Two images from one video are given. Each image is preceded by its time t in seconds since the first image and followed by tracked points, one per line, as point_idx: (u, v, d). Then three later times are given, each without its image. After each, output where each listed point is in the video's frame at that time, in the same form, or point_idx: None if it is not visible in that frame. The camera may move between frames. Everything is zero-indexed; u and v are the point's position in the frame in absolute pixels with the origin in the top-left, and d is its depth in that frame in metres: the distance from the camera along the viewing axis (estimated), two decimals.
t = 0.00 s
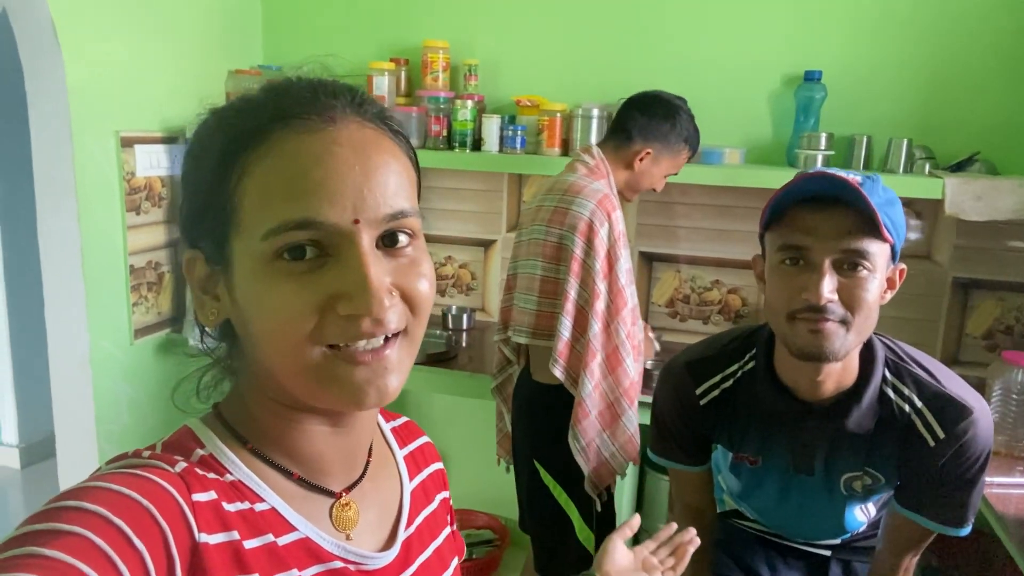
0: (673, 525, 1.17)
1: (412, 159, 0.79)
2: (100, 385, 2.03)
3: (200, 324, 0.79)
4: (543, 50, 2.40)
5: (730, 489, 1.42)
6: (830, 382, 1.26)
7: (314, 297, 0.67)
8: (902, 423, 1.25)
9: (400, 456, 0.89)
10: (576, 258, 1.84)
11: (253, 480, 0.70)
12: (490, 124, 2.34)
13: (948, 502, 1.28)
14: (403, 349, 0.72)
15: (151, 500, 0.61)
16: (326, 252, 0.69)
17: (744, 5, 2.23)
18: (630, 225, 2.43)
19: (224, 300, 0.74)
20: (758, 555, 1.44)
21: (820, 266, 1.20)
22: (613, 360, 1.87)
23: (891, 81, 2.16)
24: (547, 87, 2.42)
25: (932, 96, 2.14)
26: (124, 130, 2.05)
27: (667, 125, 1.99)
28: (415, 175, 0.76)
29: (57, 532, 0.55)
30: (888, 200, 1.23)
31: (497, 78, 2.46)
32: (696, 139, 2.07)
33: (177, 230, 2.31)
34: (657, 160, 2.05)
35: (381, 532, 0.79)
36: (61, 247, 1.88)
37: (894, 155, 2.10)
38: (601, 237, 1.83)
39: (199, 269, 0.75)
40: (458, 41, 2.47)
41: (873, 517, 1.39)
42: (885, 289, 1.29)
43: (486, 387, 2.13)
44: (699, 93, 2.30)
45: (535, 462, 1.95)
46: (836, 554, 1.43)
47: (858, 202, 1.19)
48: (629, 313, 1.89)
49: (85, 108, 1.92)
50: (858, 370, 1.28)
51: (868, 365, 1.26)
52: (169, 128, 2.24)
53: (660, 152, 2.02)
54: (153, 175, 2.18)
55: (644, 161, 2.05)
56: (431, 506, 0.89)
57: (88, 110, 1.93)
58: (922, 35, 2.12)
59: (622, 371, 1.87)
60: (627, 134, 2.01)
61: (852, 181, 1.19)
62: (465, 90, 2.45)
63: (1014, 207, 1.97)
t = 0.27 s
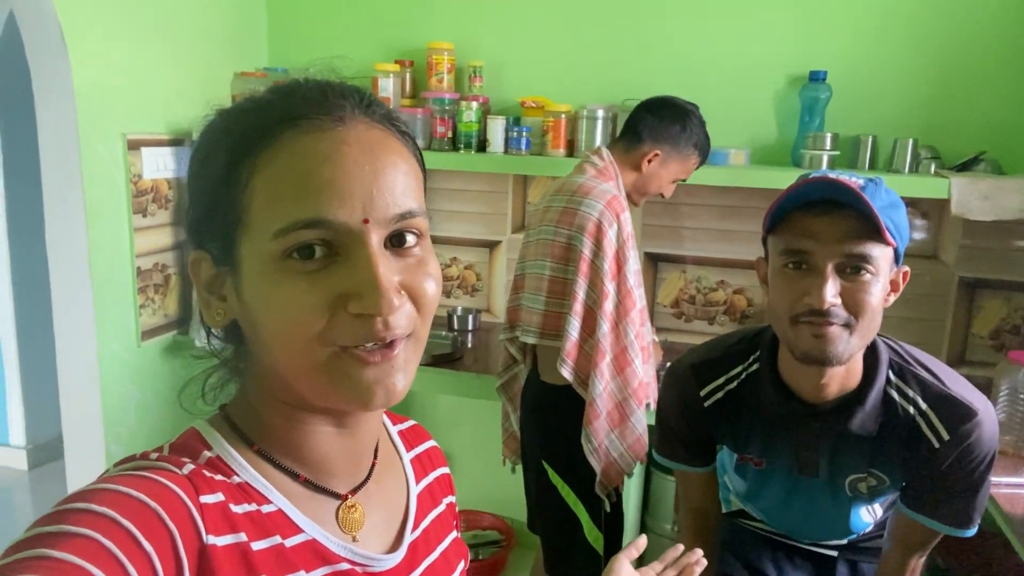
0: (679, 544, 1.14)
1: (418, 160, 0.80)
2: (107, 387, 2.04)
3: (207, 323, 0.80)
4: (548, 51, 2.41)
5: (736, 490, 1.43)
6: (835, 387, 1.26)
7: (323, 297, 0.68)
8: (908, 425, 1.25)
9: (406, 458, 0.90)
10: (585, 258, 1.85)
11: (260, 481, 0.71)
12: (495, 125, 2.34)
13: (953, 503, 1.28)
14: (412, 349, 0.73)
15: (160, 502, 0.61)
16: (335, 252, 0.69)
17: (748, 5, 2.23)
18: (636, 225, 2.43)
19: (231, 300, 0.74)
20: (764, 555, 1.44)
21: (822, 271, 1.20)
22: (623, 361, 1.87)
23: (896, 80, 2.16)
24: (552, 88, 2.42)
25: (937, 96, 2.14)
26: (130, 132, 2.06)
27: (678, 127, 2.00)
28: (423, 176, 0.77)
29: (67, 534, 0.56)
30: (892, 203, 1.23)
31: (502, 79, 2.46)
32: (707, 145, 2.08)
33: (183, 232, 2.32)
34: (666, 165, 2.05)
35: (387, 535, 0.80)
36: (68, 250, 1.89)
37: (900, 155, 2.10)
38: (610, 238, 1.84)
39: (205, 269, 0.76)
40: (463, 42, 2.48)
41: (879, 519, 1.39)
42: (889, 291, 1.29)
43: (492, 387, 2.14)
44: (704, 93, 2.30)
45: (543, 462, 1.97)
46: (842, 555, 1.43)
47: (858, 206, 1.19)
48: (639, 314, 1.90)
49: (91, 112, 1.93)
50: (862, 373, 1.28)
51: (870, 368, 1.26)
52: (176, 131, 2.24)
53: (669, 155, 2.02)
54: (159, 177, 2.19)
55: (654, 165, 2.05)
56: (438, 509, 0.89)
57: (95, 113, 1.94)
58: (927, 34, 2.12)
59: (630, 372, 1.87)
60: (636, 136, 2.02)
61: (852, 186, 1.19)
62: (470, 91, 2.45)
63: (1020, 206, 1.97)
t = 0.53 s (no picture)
0: (672, 534, 1.13)
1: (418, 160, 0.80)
2: (114, 389, 2.04)
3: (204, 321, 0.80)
4: (553, 52, 2.41)
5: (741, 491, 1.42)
6: (839, 383, 1.25)
7: (326, 296, 0.68)
8: (912, 424, 1.24)
9: (404, 457, 0.90)
10: (593, 259, 1.84)
11: (257, 480, 0.71)
12: (501, 126, 2.34)
13: (958, 503, 1.27)
14: (412, 348, 0.73)
15: (156, 501, 0.61)
16: (337, 251, 0.69)
17: (754, 4, 2.22)
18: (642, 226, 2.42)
19: (229, 298, 0.74)
20: (770, 556, 1.43)
21: (824, 270, 1.19)
22: (631, 363, 1.86)
23: (903, 79, 2.14)
24: (557, 89, 2.42)
25: (945, 94, 2.13)
26: (138, 134, 2.07)
27: (689, 128, 2.00)
28: (423, 176, 0.77)
29: (63, 533, 0.56)
30: (895, 200, 1.23)
31: (507, 80, 2.46)
32: (719, 147, 2.07)
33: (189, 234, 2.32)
34: (676, 167, 2.04)
35: (384, 532, 0.80)
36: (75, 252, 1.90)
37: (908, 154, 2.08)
38: (619, 239, 1.84)
39: (203, 266, 0.76)
40: (468, 43, 2.48)
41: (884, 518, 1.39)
42: (892, 289, 1.28)
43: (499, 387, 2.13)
44: (709, 93, 2.29)
45: (550, 462, 1.96)
46: (849, 556, 1.42)
47: (859, 205, 1.19)
48: (647, 315, 1.89)
49: (98, 114, 1.94)
50: (866, 371, 1.27)
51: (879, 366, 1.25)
52: (182, 133, 2.25)
53: (679, 157, 2.02)
54: (166, 179, 2.19)
55: (664, 167, 2.04)
56: (435, 507, 0.89)
57: (102, 116, 1.95)
58: (935, 32, 2.10)
59: (638, 374, 1.86)
60: (647, 138, 2.02)
61: (852, 185, 1.19)
62: (475, 92, 2.45)
63: None
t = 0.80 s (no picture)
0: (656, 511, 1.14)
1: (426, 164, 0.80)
2: (116, 390, 2.04)
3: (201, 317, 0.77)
4: (554, 51, 2.40)
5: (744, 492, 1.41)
6: (840, 382, 1.24)
7: (347, 294, 0.67)
8: (915, 424, 1.23)
9: (397, 458, 0.89)
10: (597, 260, 1.83)
11: (250, 481, 0.70)
12: (501, 126, 2.34)
13: (962, 504, 1.26)
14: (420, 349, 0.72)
15: (148, 502, 0.60)
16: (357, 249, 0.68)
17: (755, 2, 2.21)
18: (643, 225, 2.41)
19: (236, 295, 0.72)
20: (775, 559, 1.42)
21: (825, 270, 1.18)
22: (636, 365, 1.86)
23: (906, 77, 2.13)
24: (558, 88, 2.42)
25: (948, 92, 2.11)
26: (138, 135, 2.07)
27: (695, 129, 1.98)
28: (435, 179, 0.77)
29: (54, 536, 0.55)
30: (897, 198, 1.21)
31: (508, 79, 2.46)
32: (725, 148, 2.05)
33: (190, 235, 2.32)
34: (681, 167, 2.03)
35: (377, 532, 0.79)
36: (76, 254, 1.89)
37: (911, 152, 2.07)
38: (623, 240, 1.82)
39: (205, 261, 0.73)
40: (468, 43, 2.47)
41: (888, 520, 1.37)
42: (895, 287, 1.27)
43: (500, 388, 2.13)
44: (711, 92, 2.28)
45: (552, 463, 1.94)
46: (854, 558, 1.41)
47: (860, 205, 1.18)
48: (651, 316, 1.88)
49: (99, 116, 1.93)
50: (869, 370, 1.26)
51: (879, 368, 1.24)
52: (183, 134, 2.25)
53: (684, 157, 2.01)
54: (167, 181, 2.19)
55: (670, 167, 2.03)
56: (428, 508, 0.88)
57: (103, 117, 1.95)
58: (938, 30, 2.09)
59: (643, 376, 1.86)
60: (653, 138, 2.01)
61: (851, 186, 1.18)
62: (476, 92, 2.44)
63: None
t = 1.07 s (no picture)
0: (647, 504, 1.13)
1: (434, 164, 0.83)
2: (118, 390, 2.05)
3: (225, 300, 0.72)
4: (555, 50, 2.39)
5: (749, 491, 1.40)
6: (847, 380, 1.23)
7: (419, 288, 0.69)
8: (923, 421, 1.22)
9: (390, 453, 0.88)
10: (599, 259, 1.83)
11: (242, 471, 0.70)
12: (503, 125, 2.34)
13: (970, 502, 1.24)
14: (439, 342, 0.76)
15: (136, 491, 0.60)
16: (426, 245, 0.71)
17: None
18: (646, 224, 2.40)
19: (291, 282, 0.69)
20: (779, 558, 1.41)
21: (831, 267, 1.17)
22: (638, 367, 1.85)
23: (909, 73, 2.12)
24: (560, 87, 2.41)
25: (952, 88, 2.10)
26: (140, 136, 2.07)
27: (698, 126, 1.98)
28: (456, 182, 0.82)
29: (42, 525, 0.55)
30: (904, 192, 1.20)
31: (509, 78, 2.45)
32: (728, 147, 2.04)
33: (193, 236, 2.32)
34: (683, 166, 2.02)
35: (370, 524, 0.79)
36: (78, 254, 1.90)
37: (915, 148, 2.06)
38: (626, 239, 1.81)
39: (251, 245, 0.68)
40: (469, 42, 2.47)
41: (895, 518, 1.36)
42: (903, 283, 1.26)
43: (503, 387, 2.12)
44: (713, 89, 2.27)
45: (555, 462, 1.94)
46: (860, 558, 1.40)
47: (867, 201, 1.16)
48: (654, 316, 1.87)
49: (100, 116, 1.94)
50: (877, 367, 1.25)
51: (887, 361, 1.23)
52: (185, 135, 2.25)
53: (686, 156, 2.00)
54: (169, 181, 2.19)
55: (672, 166, 2.02)
56: (422, 503, 0.87)
57: (104, 118, 1.95)
58: (941, 26, 2.08)
59: (644, 376, 1.84)
60: (655, 135, 2.00)
61: (858, 182, 1.17)
62: (477, 91, 2.44)
63: None
